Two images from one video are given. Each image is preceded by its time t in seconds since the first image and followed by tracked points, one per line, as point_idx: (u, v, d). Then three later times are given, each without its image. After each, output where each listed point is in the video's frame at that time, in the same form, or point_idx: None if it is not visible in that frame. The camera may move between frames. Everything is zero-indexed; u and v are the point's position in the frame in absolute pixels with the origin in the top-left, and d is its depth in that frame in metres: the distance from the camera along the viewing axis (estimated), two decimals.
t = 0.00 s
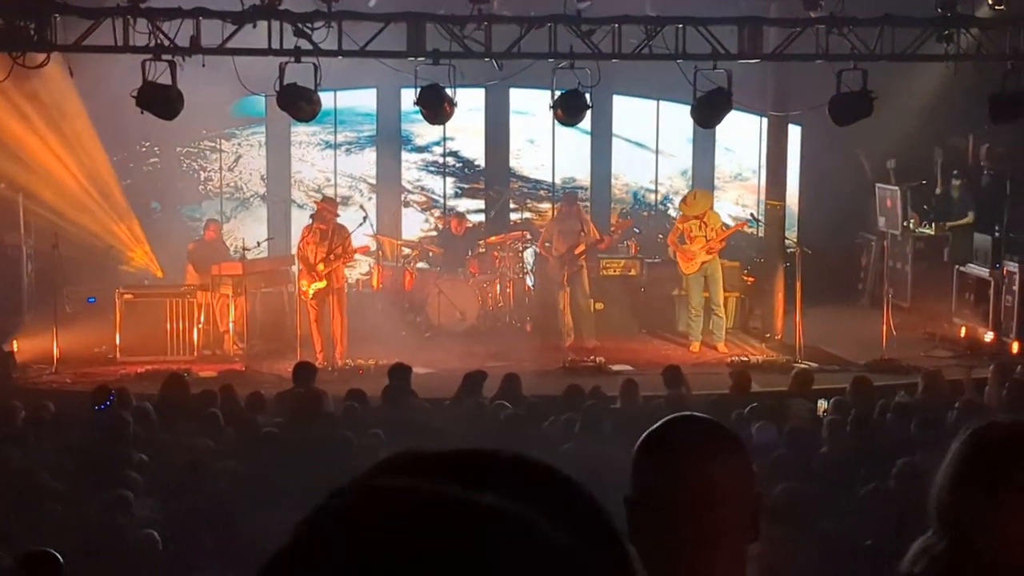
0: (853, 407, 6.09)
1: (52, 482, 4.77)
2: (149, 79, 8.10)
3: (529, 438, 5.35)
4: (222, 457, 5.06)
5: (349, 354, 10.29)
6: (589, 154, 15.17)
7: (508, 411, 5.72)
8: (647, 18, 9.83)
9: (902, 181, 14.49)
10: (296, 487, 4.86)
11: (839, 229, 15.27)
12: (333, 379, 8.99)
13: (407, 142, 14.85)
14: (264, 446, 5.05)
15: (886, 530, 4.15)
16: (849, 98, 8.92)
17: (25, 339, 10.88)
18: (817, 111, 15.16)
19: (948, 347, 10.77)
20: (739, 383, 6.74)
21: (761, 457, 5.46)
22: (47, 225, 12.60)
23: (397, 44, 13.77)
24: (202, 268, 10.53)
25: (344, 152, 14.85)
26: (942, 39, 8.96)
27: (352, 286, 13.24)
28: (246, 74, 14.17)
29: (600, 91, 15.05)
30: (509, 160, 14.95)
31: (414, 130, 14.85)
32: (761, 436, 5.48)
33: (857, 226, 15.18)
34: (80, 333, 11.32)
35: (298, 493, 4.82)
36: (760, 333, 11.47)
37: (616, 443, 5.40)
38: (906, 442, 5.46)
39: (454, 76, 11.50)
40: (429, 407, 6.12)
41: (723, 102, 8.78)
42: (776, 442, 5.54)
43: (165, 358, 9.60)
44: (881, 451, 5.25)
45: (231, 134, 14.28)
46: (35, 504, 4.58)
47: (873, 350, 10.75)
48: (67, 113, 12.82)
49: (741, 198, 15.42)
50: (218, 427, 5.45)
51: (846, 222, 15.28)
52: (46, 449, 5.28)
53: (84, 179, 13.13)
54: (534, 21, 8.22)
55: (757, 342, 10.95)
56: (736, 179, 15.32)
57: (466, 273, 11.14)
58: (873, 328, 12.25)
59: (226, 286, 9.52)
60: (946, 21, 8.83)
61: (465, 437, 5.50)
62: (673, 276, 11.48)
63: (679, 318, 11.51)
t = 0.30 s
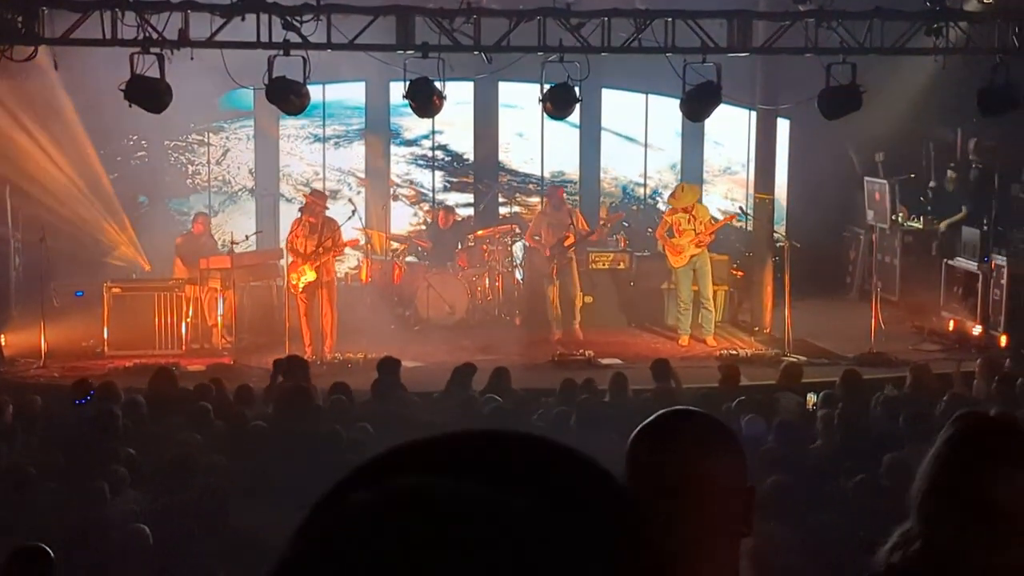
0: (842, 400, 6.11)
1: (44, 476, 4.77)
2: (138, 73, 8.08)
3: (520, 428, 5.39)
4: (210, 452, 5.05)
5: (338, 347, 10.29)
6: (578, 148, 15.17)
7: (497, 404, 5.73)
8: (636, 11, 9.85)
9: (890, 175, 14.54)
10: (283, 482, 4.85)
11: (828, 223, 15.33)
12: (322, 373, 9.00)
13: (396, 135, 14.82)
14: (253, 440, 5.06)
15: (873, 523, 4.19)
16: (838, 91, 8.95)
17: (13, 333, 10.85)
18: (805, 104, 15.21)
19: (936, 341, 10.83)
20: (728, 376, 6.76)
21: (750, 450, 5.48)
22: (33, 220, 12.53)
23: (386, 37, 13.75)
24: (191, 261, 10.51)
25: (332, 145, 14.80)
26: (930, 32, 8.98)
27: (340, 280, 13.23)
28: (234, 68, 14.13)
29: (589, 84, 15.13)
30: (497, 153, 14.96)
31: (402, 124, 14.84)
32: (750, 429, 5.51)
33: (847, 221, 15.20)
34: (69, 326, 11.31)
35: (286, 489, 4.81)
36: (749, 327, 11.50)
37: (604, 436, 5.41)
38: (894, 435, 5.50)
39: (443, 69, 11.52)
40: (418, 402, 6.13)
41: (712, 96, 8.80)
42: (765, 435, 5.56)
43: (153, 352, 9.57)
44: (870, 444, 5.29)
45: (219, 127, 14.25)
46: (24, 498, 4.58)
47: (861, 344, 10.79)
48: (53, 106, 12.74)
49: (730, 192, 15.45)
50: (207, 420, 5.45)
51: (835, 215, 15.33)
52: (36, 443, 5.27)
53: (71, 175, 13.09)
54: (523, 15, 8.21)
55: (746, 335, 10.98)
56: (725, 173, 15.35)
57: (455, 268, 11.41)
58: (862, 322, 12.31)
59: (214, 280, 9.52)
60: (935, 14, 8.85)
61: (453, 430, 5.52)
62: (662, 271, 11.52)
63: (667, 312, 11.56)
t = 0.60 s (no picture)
0: (831, 395, 6.13)
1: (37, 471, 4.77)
2: (128, 67, 8.05)
3: (510, 422, 5.43)
4: (201, 448, 5.05)
5: (329, 342, 10.29)
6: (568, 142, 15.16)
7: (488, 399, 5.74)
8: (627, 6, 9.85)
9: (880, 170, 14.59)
10: (275, 477, 4.86)
11: (817, 218, 15.40)
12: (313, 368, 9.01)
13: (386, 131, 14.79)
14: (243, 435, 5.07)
15: (862, 516, 4.22)
16: (828, 86, 8.97)
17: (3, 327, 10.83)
18: (795, 99, 15.24)
19: (926, 336, 10.88)
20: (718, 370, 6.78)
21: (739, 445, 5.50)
22: (23, 216, 12.50)
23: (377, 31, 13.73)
24: (181, 256, 10.49)
25: (323, 140, 14.82)
26: (920, 27, 9.00)
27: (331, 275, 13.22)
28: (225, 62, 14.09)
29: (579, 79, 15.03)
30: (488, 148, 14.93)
31: (392, 119, 14.79)
32: (739, 423, 5.55)
33: (837, 215, 15.27)
34: (59, 320, 11.30)
35: (278, 484, 4.82)
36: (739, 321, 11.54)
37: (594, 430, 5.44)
38: (883, 430, 5.54)
39: (434, 64, 11.52)
40: (409, 396, 6.15)
41: (703, 91, 8.82)
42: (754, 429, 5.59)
43: (144, 346, 9.56)
44: (859, 437, 5.33)
45: (210, 122, 14.22)
46: (16, 492, 4.58)
47: (852, 338, 10.84)
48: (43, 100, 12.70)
49: (721, 187, 15.45)
50: (198, 415, 5.46)
51: (824, 211, 15.39)
52: (29, 437, 5.27)
53: (61, 169, 13.06)
54: (515, 10, 8.21)
55: (736, 330, 11.03)
56: (715, 168, 15.37)
57: (445, 262, 11.42)
58: (852, 316, 12.36)
59: (205, 274, 9.53)
60: (925, 10, 8.87)
61: (444, 425, 5.55)
62: (654, 265, 11.55)
63: (659, 306, 11.59)
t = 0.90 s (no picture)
0: (824, 393, 6.12)
1: (30, 468, 4.78)
2: (119, 63, 8.02)
3: (503, 418, 5.45)
4: (193, 445, 5.05)
5: (321, 339, 10.28)
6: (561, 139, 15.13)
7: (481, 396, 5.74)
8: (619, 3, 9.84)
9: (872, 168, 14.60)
10: (267, 474, 4.87)
11: (810, 215, 15.45)
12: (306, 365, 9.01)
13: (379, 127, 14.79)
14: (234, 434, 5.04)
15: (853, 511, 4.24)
16: (821, 82, 8.99)
17: None
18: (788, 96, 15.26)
19: (918, 332, 10.92)
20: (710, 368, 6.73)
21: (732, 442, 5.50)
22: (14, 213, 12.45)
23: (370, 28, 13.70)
24: (173, 252, 10.46)
25: (315, 137, 14.78)
26: (913, 24, 9.00)
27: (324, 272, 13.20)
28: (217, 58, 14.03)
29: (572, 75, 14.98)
30: (481, 146, 14.98)
31: (386, 115, 14.77)
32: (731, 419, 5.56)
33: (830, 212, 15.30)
34: (51, 317, 11.28)
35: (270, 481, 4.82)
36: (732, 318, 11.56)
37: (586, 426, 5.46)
38: (874, 427, 5.56)
39: (427, 60, 11.49)
40: (402, 392, 6.15)
41: (696, 88, 8.83)
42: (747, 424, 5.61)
43: (136, 343, 9.54)
44: (851, 432, 5.35)
45: (201, 119, 14.18)
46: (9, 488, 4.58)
47: (844, 335, 10.88)
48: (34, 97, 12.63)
49: (713, 184, 15.60)
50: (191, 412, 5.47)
51: (817, 207, 15.44)
52: (21, 434, 5.27)
53: (52, 165, 12.99)
54: (507, 6, 8.20)
55: (729, 327, 11.06)
56: (707, 166, 15.48)
57: (438, 258, 11.26)
58: (844, 313, 12.39)
59: (198, 271, 9.53)
60: (917, 6, 8.88)
61: (437, 422, 5.56)
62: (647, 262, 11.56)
63: (654, 303, 11.61)
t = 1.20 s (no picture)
0: (818, 387, 6.13)
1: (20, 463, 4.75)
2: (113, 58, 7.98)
3: (497, 413, 5.44)
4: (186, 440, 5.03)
5: (316, 335, 10.27)
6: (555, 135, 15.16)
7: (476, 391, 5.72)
8: None
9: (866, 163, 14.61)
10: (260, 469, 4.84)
11: (803, 210, 15.49)
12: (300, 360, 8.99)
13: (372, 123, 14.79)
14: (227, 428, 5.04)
15: (848, 507, 4.23)
16: (816, 77, 8.97)
17: None
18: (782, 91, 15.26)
19: (912, 328, 10.93)
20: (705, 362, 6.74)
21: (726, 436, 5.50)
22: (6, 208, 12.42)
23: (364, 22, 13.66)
24: (167, 248, 10.44)
25: (309, 132, 14.82)
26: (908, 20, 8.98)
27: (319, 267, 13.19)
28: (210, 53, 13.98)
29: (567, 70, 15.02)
30: (476, 143, 14.95)
31: (379, 111, 14.79)
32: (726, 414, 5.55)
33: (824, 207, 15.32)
34: (45, 312, 11.25)
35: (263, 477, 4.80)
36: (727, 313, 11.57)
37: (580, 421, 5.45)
38: (867, 422, 5.56)
39: (421, 56, 11.47)
40: (396, 388, 6.13)
41: (691, 82, 8.81)
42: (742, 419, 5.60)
43: (130, 338, 9.51)
44: (844, 428, 5.34)
45: (195, 114, 14.15)
46: None
47: (838, 330, 10.88)
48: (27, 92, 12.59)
49: (707, 180, 15.64)
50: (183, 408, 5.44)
51: (811, 203, 15.47)
52: (13, 429, 5.24)
53: (45, 161, 12.96)
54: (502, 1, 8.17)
55: (723, 322, 11.07)
56: (702, 161, 15.50)
57: (431, 254, 11.40)
58: (837, 308, 12.41)
59: (191, 266, 9.49)
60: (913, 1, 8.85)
61: (431, 417, 5.55)
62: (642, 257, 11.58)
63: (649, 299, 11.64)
